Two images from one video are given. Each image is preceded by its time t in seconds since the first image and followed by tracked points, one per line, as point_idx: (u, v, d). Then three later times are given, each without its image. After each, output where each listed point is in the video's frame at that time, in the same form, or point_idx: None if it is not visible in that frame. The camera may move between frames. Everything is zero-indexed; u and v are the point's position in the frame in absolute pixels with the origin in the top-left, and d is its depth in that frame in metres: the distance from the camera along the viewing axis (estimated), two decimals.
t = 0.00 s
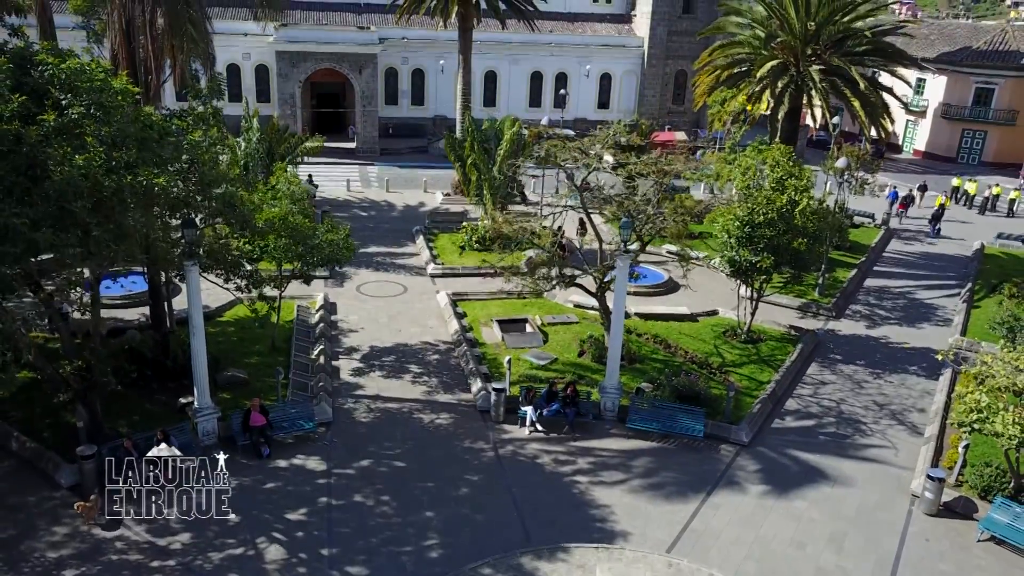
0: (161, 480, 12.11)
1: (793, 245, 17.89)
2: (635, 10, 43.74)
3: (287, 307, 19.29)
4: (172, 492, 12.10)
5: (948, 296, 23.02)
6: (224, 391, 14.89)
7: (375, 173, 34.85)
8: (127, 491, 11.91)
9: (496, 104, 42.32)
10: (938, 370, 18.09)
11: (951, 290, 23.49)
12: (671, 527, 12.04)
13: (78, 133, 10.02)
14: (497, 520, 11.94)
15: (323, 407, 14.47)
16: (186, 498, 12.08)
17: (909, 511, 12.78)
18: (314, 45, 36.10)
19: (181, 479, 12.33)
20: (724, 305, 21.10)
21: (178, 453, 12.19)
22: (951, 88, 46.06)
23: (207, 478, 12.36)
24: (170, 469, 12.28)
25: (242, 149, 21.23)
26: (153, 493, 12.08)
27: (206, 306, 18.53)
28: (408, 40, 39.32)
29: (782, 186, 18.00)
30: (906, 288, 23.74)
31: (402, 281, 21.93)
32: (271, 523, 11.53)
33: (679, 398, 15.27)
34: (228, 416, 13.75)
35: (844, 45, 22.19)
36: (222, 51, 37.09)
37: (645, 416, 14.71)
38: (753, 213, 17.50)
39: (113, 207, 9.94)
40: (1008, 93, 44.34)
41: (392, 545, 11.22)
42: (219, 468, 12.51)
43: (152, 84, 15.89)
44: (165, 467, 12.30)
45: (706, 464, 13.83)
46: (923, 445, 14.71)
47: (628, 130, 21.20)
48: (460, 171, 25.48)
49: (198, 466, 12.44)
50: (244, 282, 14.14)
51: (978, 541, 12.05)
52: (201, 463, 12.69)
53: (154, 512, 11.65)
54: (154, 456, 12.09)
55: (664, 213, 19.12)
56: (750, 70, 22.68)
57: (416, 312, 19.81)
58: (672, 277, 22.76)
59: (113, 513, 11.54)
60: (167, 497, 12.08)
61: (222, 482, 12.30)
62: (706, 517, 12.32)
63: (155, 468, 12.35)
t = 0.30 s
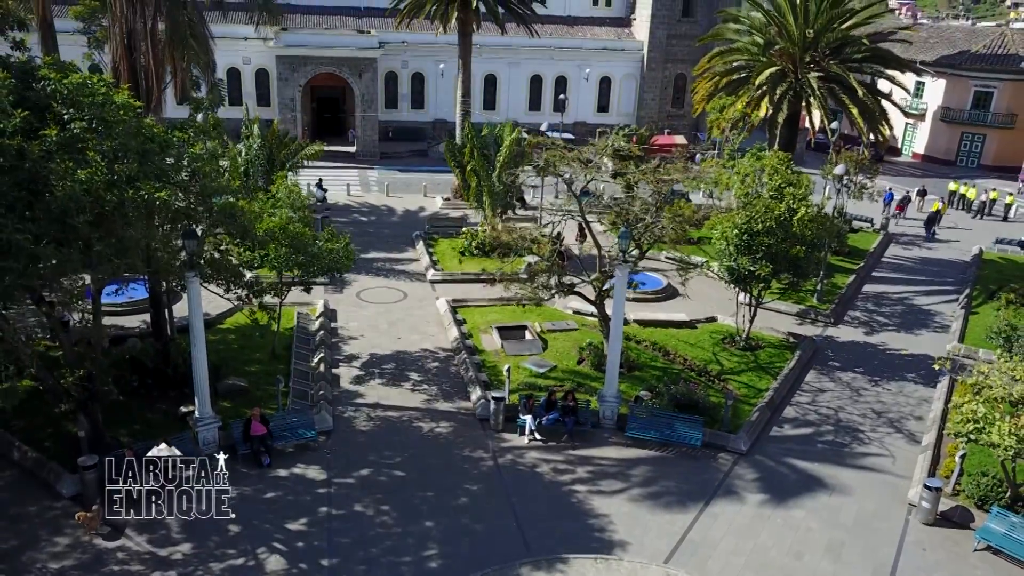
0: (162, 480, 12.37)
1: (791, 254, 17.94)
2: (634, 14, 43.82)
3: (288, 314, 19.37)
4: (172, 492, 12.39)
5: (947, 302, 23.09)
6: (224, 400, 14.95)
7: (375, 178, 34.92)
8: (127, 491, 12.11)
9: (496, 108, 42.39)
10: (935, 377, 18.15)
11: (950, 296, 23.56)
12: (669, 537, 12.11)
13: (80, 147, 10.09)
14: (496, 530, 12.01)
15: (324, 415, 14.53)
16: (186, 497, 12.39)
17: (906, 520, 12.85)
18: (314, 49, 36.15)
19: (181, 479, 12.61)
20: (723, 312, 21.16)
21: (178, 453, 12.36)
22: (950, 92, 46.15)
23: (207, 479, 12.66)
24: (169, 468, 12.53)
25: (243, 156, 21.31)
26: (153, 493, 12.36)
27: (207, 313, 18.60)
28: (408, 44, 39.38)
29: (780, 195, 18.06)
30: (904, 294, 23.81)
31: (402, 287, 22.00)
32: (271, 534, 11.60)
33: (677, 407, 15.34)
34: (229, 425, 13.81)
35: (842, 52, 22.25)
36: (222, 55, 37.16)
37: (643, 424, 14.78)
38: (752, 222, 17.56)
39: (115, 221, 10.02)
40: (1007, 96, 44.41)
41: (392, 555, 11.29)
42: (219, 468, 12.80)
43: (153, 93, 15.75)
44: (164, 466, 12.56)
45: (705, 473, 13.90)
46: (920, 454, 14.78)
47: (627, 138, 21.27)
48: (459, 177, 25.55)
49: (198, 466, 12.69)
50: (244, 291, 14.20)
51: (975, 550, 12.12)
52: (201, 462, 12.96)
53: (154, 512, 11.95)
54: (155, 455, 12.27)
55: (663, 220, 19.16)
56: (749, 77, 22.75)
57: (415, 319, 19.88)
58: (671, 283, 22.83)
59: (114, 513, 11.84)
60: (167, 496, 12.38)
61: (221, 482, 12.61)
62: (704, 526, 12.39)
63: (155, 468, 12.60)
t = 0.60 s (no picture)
0: (162, 480, 12.54)
1: (790, 263, 18.00)
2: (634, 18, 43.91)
3: (288, 322, 19.44)
4: (172, 492, 12.66)
5: (945, 309, 23.16)
6: (226, 410, 15.03)
7: (375, 183, 34.98)
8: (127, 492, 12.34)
9: (496, 112, 42.48)
10: (933, 386, 18.22)
11: (948, 303, 23.63)
12: (667, 548, 12.18)
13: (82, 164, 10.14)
14: (496, 541, 12.08)
15: (324, 425, 14.61)
16: (185, 498, 12.65)
17: (902, 531, 12.92)
18: (314, 54, 36.22)
19: (181, 478, 12.84)
20: (721, 319, 21.24)
21: (178, 453, 12.58)
22: (949, 96, 46.22)
23: (207, 478, 12.91)
24: (169, 468, 12.69)
25: (244, 164, 21.40)
26: (153, 492, 12.60)
27: (208, 321, 18.67)
28: (408, 49, 39.47)
29: (779, 204, 18.14)
30: (903, 300, 23.89)
31: (402, 294, 22.07)
32: (272, 545, 11.67)
33: (675, 416, 15.42)
34: (231, 435, 13.88)
35: (841, 60, 22.30)
36: (222, 60, 37.23)
37: (641, 434, 14.86)
38: (751, 230, 17.64)
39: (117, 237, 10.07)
40: (1006, 100, 44.44)
41: (392, 567, 11.36)
42: (219, 468, 13.04)
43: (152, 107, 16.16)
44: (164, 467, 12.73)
45: (703, 483, 13.97)
46: (917, 463, 14.86)
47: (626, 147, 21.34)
48: (460, 184, 25.63)
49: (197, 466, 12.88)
50: (245, 302, 14.29)
51: (971, 561, 12.19)
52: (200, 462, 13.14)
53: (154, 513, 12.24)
54: (155, 455, 12.48)
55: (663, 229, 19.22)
56: (748, 85, 22.81)
57: (415, 327, 19.95)
58: (671, 290, 22.89)
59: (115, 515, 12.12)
60: (167, 496, 12.63)
61: (221, 482, 12.85)
62: (702, 537, 12.47)
63: (155, 468, 12.79)
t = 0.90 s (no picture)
0: (161, 480, 12.62)
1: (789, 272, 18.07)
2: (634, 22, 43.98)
3: (289, 330, 19.52)
4: (171, 492, 12.88)
5: (944, 316, 23.23)
6: (227, 420, 15.10)
7: (376, 188, 35.06)
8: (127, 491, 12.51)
9: (496, 117, 42.55)
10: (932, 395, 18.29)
11: (947, 310, 23.70)
12: (666, 559, 12.26)
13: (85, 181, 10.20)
14: (496, 552, 12.15)
15: (325, 435, 14.67)
16: (185, 498, 12.88)
17: (900, 542, 12.99)
18: (314, 59, 36.28)
19: (180, 479, 13.05)
20: (721, 327, 21.31)
21: (177, 453, 12.80)
22: (948, 100, 46.31)
23: (207, 478, 13.11)
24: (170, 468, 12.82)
25: (246, 171, 21.50)
26: (153, 492, 12.82)
27: (209, 329, 18.74)
28: (407, 53, 39.55)
29: (778, 213, 18.20)
30: (902, 307, 23.95)
31: (402, 302, 22.14)
32: (273, 557, 11.75)
33: (675, 426, 15.48)
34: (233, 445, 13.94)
35: (840, 68, 22.38)
36: (223, 64, 37.30)
37: (640, 443, 14.93)
38: (750, 240, 17.72)
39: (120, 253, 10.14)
40: (1006, 103, 44.48)
41: None
42: (219, 468, 13.23)
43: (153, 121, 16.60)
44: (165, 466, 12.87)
45: (701, 493, 14.05)
46: (915, 474, 14.93)
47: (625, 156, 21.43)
48: (459, 190, 25.70)
49: (197, 466, 13.07)
50: (247, 313, 14.37)
51: (969, 573, 12.25)
52: (200, 462, 13.31)
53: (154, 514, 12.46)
54: (154, 455, 12.70)
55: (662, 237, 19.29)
56: (747, 92, 22.88)
57: (415, 334, 20.02)
58: (670, 297, 22.96)
59: (114, 515, 12.35)
60: (166, 497, 12.87)
61: (221, 482, 13.04)
62: (701, 549, 12.54)
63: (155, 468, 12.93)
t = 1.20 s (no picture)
0: (162, 479, 12.65)
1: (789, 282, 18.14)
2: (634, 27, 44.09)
3: (290, 339, 19.60)
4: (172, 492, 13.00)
5: (942, 324, 23.32)
6: (229, 431, 15.19)
7: (376, 194, 35.15)
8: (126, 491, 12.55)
9: (496, 121, 42.63)
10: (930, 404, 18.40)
11: (945, 317, 23.79)
12: (665, 572, 12.34)
13: (88, 200, 10.29)
14: (496, 565, 12.24)
15: (325, 447, 14.74)
16: (185, 497, 13.07)
17: (897, 554, 13.07)
18: (314, 65, 36.33)
19: (180, 479, 13.21)
20: (720, 335, 21.40)
21: (177, 453, 12.90)
22: (947, 104, 46.43)
23: (207, 477, 13.27)
24: (169, 468, 12.89)
25: (247, 180, 21.61)
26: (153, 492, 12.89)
27: (210, 339, 18.81)
28: (407, 58, 39.64)
29: (777, 224, 18.27)
30: (901, 315, 24.05)
31: (402, 310, 22.22)
32: (274, 570, 11.83)
33: (674, 436, 15.55)
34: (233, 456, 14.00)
35: (839, 78, 22.46)
36: (223, 70, 37.40)
37: (640, 455, 14.99)
38: (749, 251, 17.81)
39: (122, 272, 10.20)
40: (1005, 108, 44.56)
41: None
42: (219, 468, 13.37)
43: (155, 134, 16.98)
44: (165, 466, 12.98)
45: (700, 505, 14.13)
46: (913, 485, 15.02)
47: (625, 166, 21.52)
48: (460, 198, 25.78)
49: (197, 466, 13.27)
50: (248, 326, 14.48)
51: None
52: (200, 462, 13.42)
53: (155, 513, 12.47)
54: (155, 455, 12.78)
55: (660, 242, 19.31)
56: (746, 101, 22.97)
57: (416, 343, 20.10)
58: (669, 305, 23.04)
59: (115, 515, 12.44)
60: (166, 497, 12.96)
61: (221, 481, 13.28)
62: (699, 561, 12.63)
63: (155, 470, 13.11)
